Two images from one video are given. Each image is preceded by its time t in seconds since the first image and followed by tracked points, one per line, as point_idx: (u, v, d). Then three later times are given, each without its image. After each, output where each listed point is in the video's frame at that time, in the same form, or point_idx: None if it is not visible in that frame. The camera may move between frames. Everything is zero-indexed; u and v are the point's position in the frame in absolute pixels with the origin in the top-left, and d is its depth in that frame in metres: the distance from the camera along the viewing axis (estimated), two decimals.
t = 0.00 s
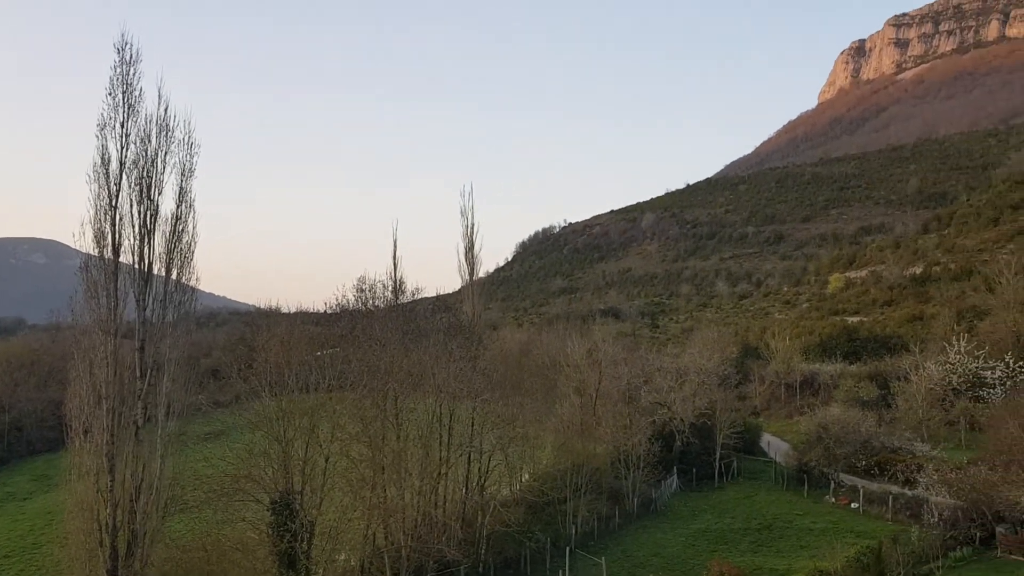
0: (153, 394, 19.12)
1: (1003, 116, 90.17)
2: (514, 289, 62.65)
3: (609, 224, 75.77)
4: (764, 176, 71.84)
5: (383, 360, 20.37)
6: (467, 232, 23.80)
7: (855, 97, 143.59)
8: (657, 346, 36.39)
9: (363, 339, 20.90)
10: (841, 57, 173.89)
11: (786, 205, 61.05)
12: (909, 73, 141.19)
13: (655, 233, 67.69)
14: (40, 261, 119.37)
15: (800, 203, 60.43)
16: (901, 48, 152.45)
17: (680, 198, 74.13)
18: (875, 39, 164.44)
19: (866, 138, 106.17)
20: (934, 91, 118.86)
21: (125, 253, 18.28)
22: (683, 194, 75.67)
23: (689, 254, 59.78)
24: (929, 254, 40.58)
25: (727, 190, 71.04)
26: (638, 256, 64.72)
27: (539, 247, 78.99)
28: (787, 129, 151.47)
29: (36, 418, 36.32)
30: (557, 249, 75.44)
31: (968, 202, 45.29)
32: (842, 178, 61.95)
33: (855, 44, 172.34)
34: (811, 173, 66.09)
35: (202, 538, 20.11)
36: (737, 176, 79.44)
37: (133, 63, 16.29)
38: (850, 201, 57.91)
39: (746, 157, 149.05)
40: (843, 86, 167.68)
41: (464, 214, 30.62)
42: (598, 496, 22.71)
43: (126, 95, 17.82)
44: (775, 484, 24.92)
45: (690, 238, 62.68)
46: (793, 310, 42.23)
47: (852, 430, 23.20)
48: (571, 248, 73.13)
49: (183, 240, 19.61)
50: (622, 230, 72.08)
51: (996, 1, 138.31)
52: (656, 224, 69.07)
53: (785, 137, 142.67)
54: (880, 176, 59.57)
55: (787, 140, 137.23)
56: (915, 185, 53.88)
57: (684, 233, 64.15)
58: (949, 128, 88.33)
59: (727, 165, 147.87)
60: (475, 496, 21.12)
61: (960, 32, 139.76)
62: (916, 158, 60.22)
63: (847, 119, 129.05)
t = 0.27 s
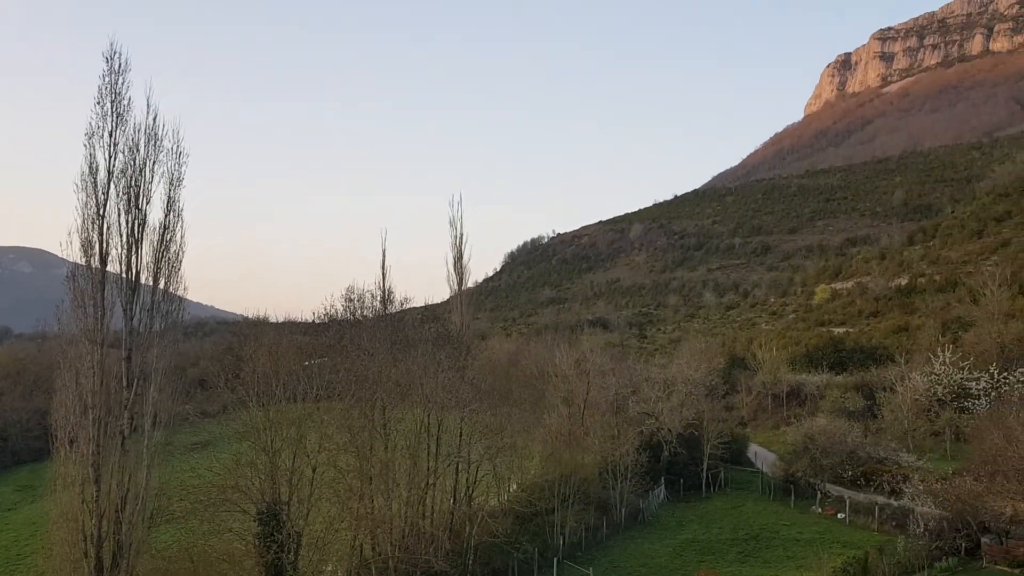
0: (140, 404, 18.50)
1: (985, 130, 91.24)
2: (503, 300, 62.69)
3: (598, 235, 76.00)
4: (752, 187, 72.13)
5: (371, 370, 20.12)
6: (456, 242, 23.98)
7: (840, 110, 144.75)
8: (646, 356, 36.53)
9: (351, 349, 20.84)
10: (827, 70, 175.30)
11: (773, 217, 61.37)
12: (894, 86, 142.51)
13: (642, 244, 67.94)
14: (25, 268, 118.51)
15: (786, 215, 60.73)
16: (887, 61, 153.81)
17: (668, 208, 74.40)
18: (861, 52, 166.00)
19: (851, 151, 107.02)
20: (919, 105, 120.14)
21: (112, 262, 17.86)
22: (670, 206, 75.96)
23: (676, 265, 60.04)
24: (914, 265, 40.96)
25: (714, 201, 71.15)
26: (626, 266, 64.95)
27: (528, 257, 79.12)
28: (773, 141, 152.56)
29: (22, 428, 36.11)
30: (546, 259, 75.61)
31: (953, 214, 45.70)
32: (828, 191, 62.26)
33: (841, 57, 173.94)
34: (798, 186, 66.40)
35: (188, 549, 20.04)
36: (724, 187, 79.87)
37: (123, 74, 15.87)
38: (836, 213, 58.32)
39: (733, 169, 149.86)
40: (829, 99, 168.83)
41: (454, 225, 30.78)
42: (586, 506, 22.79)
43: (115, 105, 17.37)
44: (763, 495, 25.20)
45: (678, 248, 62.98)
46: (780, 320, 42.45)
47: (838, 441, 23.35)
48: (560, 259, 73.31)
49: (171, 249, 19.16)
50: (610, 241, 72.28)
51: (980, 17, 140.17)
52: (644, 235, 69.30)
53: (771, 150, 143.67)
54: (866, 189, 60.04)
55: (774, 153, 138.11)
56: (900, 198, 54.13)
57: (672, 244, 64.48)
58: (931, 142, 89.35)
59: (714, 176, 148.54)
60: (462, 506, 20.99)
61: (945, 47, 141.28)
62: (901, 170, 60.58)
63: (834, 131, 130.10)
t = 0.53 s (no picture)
0: (130, 410, 18.01)
1: (974, 139, 91.72)
2: (495, 306, 62.64)
3: (590, 241, 76.12)
4: (743, 195, 72.15)
5: (363, 377, 19.96)
6: (448, 249, 24.04)
7: (832, 118, 145.30)
8: (637, 363, 36.58)
9: (343, 356, 20.76)
10: (817, 79, 175.92)
11: (764, 224, 61.46)
12: (885, 95, 143.12)
13: (635, 251, 68.06)
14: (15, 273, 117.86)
15: (777, 222, 60.85)
16: (878, 70, 154.38)
17: (661, 215, 74.53)
18: (852, 61, 166.82)
19: (841, 159, 107.33)
20: (910, 113, 120.75)
21: (103, 268, 17.56)
22: (663, 213, 75.96)
23: (669, 271, 60.12)
24: (905, 273, 41.12)
25: (706, 209, 71.13)
26: (618, 273, 65.01)
27: (520, 264, 79.17)
28: (764, 149, 152.95)
29: (9, 436, 35.91)
30: (538, 266, 75.61)
31: (943, 221, 45.97)
32: (820, 199, 62.38)
33: (832, 66, 174.76)
34: (789, 194, 66.49)
35: (178, 557, 19.95)
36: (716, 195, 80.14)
37: (115, 78, 15.89)
38: (827, 220, 58.47)
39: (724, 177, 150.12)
40: (820, 107, 169.32)
41: (447, 230, 30.77)
42: (578, 513, 22.70)
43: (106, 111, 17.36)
44: (754, 502, 25.30)
45: (670, 255, 63.10)
46: (772, 327, 42.53)
47: (828, 448, 23.42)
48: (552, 265, 73.36)
49: (162, 255, 18.86)
50: (602, 248, 72.31)
51: (971, 26, 141.26)
52: (636, 242, 69.41)
53: (762, 157, 144.04)
54: (857, 196, 60.30)
55: (765, 160, 138.45)
56: (891, 206, 54.30)
57: (664, 251, 64.58)
58: (919, 151, 89.76)
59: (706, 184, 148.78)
60: (454, 513, 20.87)
61: (935, 56, 141.80)
62: (891, 179, 60.75)
63: (825, 139, 130.54)
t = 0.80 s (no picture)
0: (118, 417, 17.40)
1: (962, 147, 92.35)
2: (486, 313, 62.58)
3: (581, 247, 76.24)
4: (733, 203, 72.06)
5: (353, 383, 19.78)
6: (438, 255, 24.10)
7: (822, 125, 146.06)
8: (627, 370, 36.64)
9: (334, 362, 20.66)
10: (807, 87, 176.62)
11: (754, 231, 61.64)
12: (875, 103, 143.94)
13: (625, 257, 68.19)
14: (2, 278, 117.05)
15: (767, 229, 61.04)
16: (866, 78, 155.10)
17: (652, 222, 74.74)
18: (841, 69, 167.89)
19: (830, 166, 107.74)
20: (899, 121, 121.44)
21: (92, 273, 17.20)
22: (654, 220, 75.99)
23: (659, 278, 60.20)
24: (894, 280, 41.30)
25: (697, 216, 70.93)
26: (609, 279, 65.08)
27: (511, 270, 79.17)
28: (754, 156, 153.45)
29: None
30: (529, 272, 75.61)
31: (932, 228, 46.25)
32: (810, 206, 62.67)
33: (821, 74, 175.77)
34: (779, 202, 66.54)
35: (166, 565, 19.88)
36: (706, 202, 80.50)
37: (105, 83, 15.80)
38: (817, 227, 58.72)
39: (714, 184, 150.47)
40: (810, 114, 169.95)
41: (437, 236, 30.78)
42: (568, 520, 22.58)
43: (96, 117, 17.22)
44: (744, 508, 25.42)
45: (661, 262, 63.17)
46: (761, 334, 42.62)
47: (818, 455, 23.49)
48: (543, 272, 73.39)
49: (152, 261, 18.46)
50: (593, 255, 72.35)
51: (959, 35, 142.64)
52: (627, 248, 69.53)
53: (753, 164, 144.53)
54: (847, 203, 60.59)
55: (756, 167, 138.92)
56: (880, 213, 54.59)
57: (654, 258, 64.62)
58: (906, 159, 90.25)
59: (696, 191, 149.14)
60: (444, 520, 20.69)
61: (924, 64, 142.74)
62: (880, 186, 61.03)
63: (815, 147, 131.06)
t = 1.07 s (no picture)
0: (114, 420, 17.32)
1: (957, 153, 92.56)
2: (483, 316, 62.59)
3: (578, 251, 76.33)
4: (730, 206, 72.46)
5: (349, 388, 19.60)
6: (435, 259, 24.15)
7: (818, 130, 146.38)
8: (624, 373, 36.68)
9: (331, 366, 20.62)
10: (803, 93, 177.00)
11: (750, 235, 61.73)
12: (871, 108, 144.29)
13: (622, 261, 68.26)
14: None
15: (764, 234, 61.13)
16: (862, 83, 155.41)
17: (649, 225, 74.87)
18: (837, 74, 168.41)
19: (826, 171, 107.84)
20: (895, 126, 121.69)
21: (89, 276, 17.01)
22: (651, 223, 76.20)
23: (656, 282, 60.23)
24: (890, 285, 41.38)
25: (694, 220, 71.30)
26: (606, 283, 65.12)
27: (508, 274, 79.23)
28: (750, 161, 153.79)
29: None
30: (525, 276, 75.58)
31: (928, 234, 46.35)
32: (806, 211, 62.82)
33: (817, 80, 176.19)
34: (776, 206, 66.69)
35: (161, 569, 19.88)
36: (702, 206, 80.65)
37: (102, 86, 15.72)
38: (813, 232, 58.84)
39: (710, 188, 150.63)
40: (806, 119, 170.34)
41: (435, 239, 30.81)
42: (564, 524, 22.41)
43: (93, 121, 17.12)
44: (740, 513, 25.50)
45: (657, 266, 63.22)
46: (758, 339, 42.64)
47: (815, 459, 23.53)
48: (540, 276, 73.44)
49: (148, 265, 18.32)
50: (590, 259, 72.39)
51: (954, 41, 143.14)
52: (623, 252, 69.63)
53: (749, 169, 144.75)
54: (843, 208, 60.72)
55: (752, 172, 139.12)
56: (876, 218, 54.71)
57: (650, 262, 64.70)
58: (901, 164, 90.36)
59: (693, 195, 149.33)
60: (440, 524, 20.52)
61: (919, 69, 143.00)
62: (876, 191, 61.15)
63: (811, 151, 131.26)
